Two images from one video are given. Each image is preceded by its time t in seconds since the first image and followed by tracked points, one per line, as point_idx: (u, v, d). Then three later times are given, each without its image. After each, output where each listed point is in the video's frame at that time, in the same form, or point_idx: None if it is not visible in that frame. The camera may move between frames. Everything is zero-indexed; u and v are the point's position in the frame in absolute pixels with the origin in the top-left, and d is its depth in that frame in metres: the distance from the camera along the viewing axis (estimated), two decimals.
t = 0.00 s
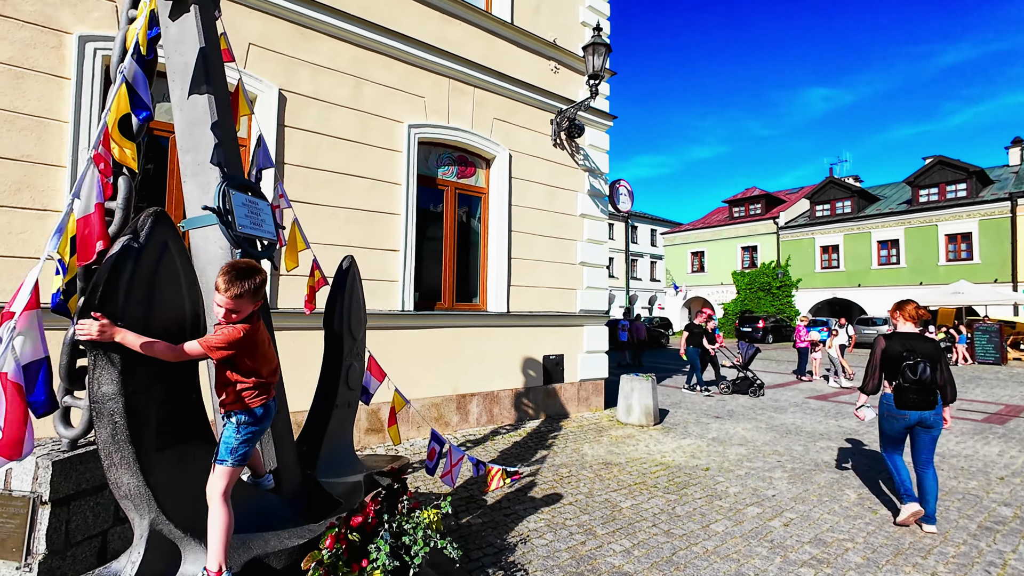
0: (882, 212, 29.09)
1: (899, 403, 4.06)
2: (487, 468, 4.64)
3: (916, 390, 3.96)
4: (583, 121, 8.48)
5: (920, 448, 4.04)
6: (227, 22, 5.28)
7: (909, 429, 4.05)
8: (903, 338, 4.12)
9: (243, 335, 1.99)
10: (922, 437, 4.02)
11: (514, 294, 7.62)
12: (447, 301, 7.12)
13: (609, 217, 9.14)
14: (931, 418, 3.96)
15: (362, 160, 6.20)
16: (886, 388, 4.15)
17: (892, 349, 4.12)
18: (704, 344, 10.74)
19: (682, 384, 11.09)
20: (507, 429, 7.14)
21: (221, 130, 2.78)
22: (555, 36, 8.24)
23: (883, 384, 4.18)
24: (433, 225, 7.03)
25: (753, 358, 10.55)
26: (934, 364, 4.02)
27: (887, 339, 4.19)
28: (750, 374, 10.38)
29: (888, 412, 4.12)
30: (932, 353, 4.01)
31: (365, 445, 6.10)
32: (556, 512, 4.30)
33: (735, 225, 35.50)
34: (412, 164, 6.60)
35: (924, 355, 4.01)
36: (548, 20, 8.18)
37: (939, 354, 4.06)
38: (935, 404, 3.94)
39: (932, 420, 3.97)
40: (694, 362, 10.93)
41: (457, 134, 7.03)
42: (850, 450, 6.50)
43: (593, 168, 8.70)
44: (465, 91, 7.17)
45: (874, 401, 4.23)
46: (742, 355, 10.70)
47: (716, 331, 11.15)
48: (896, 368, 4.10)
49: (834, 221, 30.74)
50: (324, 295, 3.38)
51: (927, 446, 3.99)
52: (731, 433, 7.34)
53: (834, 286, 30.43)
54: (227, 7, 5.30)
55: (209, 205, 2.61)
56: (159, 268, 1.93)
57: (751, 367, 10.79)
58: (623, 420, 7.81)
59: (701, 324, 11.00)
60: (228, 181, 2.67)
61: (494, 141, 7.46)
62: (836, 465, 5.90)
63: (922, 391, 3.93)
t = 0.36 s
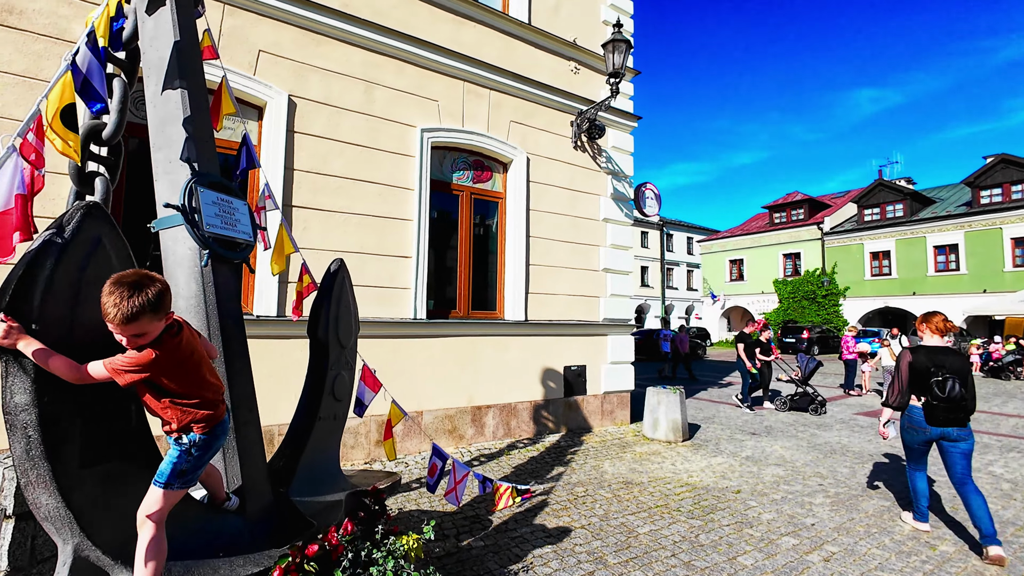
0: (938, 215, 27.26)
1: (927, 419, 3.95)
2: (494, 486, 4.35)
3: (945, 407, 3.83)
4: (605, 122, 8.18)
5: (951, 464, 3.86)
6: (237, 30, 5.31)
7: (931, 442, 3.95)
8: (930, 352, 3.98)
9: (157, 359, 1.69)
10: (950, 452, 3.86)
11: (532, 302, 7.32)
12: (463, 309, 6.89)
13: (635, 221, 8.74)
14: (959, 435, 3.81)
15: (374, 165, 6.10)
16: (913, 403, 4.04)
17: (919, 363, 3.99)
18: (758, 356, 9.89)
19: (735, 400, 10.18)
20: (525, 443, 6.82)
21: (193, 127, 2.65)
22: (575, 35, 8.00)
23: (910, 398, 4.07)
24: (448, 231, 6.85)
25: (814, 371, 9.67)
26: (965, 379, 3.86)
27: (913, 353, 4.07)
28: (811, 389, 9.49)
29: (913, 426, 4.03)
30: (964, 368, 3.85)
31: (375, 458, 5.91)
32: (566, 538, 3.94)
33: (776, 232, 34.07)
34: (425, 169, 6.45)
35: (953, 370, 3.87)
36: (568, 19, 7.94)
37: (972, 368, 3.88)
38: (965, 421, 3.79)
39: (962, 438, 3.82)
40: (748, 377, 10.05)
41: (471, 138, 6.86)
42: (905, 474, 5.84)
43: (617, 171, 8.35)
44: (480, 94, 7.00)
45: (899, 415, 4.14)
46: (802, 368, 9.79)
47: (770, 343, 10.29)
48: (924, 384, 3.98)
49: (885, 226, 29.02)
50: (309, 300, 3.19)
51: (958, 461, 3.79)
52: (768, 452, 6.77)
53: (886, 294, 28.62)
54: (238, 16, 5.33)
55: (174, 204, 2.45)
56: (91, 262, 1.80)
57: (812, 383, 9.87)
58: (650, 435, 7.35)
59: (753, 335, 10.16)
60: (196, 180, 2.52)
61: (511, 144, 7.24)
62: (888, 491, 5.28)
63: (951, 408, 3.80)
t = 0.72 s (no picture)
0: (990, 213, 25.62)
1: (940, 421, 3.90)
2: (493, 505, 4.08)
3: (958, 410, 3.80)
4: (622, 120, 7.86)
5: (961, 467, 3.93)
6: (238, 34, 5.28)
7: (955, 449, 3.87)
8: (940, 354, 3.93)
9: (34, 372, 1.64)
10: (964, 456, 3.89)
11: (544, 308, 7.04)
12: (471, 315, 6.67)
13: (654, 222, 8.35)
14: (974, 439, 3.80)
15: (377, 168, 5.96)
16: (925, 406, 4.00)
17: (929, 366, 3.93)
18: (812, 366, 9.07)
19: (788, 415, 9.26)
20: (536, 456, 6.52)
21: (153, 126, 2.50)
22: (589, 31, 7.71)
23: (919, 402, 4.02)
24: (456, 235, 6.65)
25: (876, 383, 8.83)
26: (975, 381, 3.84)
27: (922, 355, 4.01)
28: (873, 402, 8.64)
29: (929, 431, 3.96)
30: (973, 370, 3.83)
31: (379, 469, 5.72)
32: (566, 566, 3.63)
33: (812, 233, 32.73)
34: (431, 171, 6.28)
35: (963, 372, 3.84)
36: (582, 14, 7.67)
37: (981, 369, 3.87)
38: (979, 424, 3.77)
39: (974, 442, 3.82)
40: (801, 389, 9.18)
41: (479, 139, 6.66)
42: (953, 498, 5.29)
43: (634, 170, 8.01)
44: (488, 93, 6.80)
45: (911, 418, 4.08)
46: (863, 380, 8.93)
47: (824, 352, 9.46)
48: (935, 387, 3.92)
49: (931, 225, 27.44)
50: (285, 309, 3.01)
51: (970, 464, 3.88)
52: (798, 470, 6.28)
53: (933, 298, 27.02)
54: (239, 20, 5.28)
55: (127, 207, 2.29)
56: (6, 264, 1.90)
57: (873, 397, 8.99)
58: (670, 449, 6.94)
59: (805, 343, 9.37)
60: (153, 181, 2.34)
61: (521, 144, 7.01)
62: (934, 518, 4.76)
63: (965, 411, 3.77)
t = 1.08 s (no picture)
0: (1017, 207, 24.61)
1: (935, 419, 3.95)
2: (474, 513, 3.80)
3: (953, 408, 3.85)
4: (623, 108, 7.55)
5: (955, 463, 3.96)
6: (215, 18, 5.07)
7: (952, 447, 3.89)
8: (938, 352, 4.03)
9: None
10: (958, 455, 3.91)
11: (540, 304, 6.72)
12: (464, 311, 6.39)
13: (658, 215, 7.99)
14: (968, 438, 3.84)
15: (363, 158, 5.71)
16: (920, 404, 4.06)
17: (926, 364, 4.05)
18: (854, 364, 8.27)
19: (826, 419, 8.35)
20: (532, 459, 6.21)
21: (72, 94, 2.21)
22: (589, 14, 7.37)
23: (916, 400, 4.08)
24: (447, 228, 6.38)
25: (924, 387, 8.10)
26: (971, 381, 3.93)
27: (921, 354, 4.13)
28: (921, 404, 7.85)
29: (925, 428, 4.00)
30: (969, 369, 3.93)
31: (364, 472, 5.48)
32: None
33: (829, 229, 31.87)
34: (420, 161, 6.02)
35: (960, 371, 3.93)
36: None
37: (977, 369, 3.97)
38: (973, 423, 3.81)
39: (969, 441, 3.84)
40: (840, 389, 8.33)
41: (471, 127, 6.37)
42: (980, 509, 4.86)
43: (637, 160, 7.66)
44: (481, 80, 6.51)
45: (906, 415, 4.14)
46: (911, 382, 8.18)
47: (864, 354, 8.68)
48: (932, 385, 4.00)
49: (954, 220, 26.49)
50: (231, 303, 2.72)
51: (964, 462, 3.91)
52: (810, 476, 5.88)
53: (957, 296, 26.06)
54: (216, 3, 5.07)
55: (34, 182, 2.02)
56: None
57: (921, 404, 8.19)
58: (674, 452, 6.59)
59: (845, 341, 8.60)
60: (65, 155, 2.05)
61: (517, 133, 6.71)
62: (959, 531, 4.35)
63: (960, 410, 3.82)
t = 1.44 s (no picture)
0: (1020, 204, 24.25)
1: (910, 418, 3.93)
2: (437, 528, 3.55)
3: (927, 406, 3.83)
4: (611, 98, 7.25)
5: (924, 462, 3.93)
6: None
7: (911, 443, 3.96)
8: (911, 352, 4.06)
9: None
10: (926, 453, 3.88)
11: (523, 303, 6.43)
12: (442, 311, 6.11)
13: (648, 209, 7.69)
14: (938, 434, 3.83)
15: (333, 149, 5.42)
16: (896, 405, 4.07)
17: (901, 363, 4.05)
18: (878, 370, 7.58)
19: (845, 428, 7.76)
20: (512, 465, 5.93)
21: None
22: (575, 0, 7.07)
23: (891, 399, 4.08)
24: (424, 223, 6.09)
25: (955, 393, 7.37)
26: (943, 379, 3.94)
27: (895, 353, 4.13)
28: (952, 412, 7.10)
29: (895, 427, 4.04)
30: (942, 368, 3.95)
31: (333, 480, 5.20)
32: None
33: (830, 227, 31.53)
34: (394, 153, 5.73)
35: (932, 370, 3.95)
36: None
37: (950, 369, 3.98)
38: (947, 420, 3.79)
39: (941, 438, 3.83)
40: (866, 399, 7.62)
41: (450, 117, 6.08)
42: (982, 521, 4.57)
43: (626, 153, 7.36)
44: (460, 68, 6.21)
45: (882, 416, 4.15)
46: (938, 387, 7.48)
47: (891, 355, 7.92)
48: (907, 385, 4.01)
49: (957, 218, 26.13)
50: (150, 301, 2.43)
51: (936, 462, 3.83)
52: (804, 483, 5.60)
53: (959, 294, 25.72)
54: None
55: None
56: None
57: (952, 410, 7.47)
58: (662, 458, 6.30)
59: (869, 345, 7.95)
60: None
61: (498, 124, 6.41)
62: (962, 547, 4.05)
63: (933, 407, 3.80)
